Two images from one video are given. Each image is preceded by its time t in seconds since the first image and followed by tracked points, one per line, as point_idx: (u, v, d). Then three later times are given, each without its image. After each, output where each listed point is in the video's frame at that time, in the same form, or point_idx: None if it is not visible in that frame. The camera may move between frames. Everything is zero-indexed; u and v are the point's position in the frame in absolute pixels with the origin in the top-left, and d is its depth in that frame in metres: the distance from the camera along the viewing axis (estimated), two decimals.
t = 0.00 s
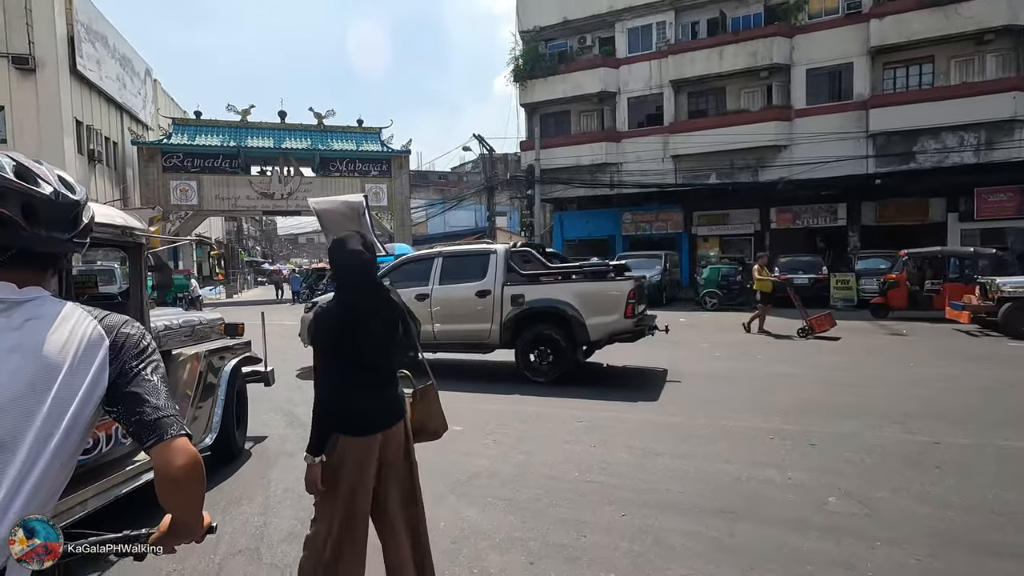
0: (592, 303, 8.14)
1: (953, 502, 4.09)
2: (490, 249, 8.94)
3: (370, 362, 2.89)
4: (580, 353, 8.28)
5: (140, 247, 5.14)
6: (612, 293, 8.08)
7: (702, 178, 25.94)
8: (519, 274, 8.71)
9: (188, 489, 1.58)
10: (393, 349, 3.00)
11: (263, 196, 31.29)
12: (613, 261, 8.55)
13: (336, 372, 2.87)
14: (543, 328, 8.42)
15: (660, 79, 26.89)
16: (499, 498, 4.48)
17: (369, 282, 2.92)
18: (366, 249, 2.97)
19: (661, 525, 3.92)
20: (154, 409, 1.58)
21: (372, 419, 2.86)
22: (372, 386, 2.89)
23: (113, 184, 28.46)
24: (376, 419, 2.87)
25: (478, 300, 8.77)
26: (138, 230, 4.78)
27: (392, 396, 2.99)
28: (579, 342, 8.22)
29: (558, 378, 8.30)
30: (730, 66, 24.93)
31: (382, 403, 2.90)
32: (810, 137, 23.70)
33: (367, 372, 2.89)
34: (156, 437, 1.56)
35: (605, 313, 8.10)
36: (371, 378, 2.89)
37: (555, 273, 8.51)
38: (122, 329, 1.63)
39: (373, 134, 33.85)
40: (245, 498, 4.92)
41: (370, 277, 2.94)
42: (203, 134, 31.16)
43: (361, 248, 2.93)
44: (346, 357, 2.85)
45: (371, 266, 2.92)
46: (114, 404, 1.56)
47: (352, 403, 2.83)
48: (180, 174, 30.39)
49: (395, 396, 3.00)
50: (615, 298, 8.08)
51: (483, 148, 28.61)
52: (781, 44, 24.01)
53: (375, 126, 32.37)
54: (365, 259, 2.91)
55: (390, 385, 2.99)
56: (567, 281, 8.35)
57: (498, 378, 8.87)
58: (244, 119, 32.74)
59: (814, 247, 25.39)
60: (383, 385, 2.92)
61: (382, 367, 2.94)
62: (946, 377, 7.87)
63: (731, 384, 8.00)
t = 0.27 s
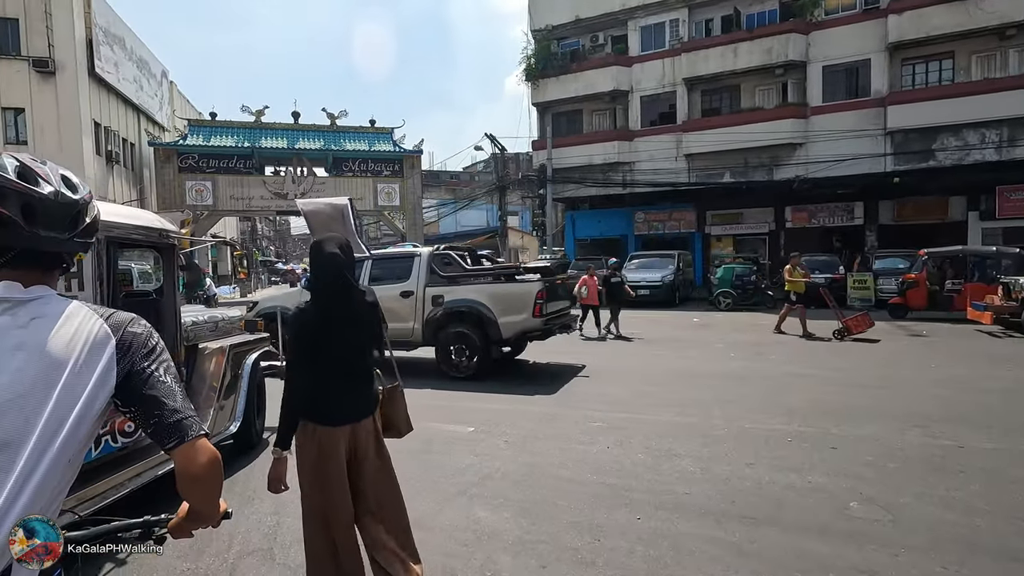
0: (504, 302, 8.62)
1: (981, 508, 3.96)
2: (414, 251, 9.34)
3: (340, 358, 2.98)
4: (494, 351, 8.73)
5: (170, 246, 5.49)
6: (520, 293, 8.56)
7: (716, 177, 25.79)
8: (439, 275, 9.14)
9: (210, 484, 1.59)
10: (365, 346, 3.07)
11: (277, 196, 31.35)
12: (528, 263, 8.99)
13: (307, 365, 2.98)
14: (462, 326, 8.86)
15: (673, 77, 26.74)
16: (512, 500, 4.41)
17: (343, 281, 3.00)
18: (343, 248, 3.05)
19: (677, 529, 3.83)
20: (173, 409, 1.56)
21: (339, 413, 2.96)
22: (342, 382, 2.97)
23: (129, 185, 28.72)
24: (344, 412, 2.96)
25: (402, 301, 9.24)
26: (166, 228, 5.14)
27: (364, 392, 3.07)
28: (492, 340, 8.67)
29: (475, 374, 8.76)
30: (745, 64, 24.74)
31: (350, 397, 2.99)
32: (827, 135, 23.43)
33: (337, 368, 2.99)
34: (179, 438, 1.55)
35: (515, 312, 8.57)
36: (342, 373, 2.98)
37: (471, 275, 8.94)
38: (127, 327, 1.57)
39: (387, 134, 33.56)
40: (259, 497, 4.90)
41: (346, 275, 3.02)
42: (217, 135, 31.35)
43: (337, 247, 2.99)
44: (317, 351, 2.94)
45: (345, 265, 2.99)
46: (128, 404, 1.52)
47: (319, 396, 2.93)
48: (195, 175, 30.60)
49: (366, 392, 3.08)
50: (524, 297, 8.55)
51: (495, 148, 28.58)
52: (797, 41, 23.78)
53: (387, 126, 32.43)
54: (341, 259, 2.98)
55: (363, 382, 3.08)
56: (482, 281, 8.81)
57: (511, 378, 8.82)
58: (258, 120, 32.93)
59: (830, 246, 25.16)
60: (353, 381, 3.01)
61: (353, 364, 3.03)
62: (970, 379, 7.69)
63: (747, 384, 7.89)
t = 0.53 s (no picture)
0: (423, 301, 9.01)
1: (1011, 516, 3.81)
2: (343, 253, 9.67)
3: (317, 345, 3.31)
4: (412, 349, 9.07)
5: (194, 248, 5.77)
6: (438, 293, 8.96)
7: (727, 176, 25.59)
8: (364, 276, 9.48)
9: (209, 485, 1.50)
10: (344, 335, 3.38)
11: (286, 196, 31.41)
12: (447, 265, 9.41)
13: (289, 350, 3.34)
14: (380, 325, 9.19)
15: (683, 76, 26.56)
16: (523, 505, 4.30)
17: (320, 278, 3.34)
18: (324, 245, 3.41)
19: (693, 537, 3.71)
20: (170, 410, 1.46)
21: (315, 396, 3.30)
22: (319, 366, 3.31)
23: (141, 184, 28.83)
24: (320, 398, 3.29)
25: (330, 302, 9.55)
26: (193, 232, 5.43)
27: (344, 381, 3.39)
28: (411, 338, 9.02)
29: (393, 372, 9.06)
30: (756, 62, 24.54)
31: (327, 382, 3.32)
32: (840, 133, 23.18)
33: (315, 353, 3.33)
34: (179, 439, 1.46)
35: (433, 311, 8.96)
36: (319, 359, 3.32)
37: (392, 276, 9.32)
38: (115, 322, 1.47)
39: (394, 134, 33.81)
40: (266, 499, 4.84)
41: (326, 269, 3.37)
42: (228, 136, 31.45)
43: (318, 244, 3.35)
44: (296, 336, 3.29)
45: (324, 260, 3.33)
46: (122, 403, 1.43)
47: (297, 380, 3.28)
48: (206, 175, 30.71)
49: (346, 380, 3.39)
50: (441, 297, 8.95)
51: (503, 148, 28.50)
52: (809, 38, 23.55)
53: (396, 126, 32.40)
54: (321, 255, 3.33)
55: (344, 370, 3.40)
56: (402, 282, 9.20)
57: (521, 378, 8.72)
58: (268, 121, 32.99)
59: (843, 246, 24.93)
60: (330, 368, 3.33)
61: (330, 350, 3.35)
62: (991, 381, 7.51)
63: (762, 386, 7.75)
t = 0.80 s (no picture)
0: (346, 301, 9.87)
1: None
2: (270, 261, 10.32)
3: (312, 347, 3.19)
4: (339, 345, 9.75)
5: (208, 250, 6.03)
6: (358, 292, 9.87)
7: (738, 174, 25.28)
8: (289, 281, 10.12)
9: (179, 526, 1.40)
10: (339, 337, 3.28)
11: (294, 196, 31.42)
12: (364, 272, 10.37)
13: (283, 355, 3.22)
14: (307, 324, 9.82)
15: (693, 74, 26.28)
16: (535, 517, 4.11)
17: (309, 283, 3.21)
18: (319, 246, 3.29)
19: (714, 554, 3.51)
20: (126, 448, 1.32)
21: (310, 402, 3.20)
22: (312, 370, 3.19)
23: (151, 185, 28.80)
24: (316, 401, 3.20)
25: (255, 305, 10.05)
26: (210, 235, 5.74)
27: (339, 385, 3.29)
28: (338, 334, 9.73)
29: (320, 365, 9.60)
30: (768, 59, 24.24)
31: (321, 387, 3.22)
32: (853, 131, 22.88)
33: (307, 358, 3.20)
34: (135, 484, 1.32)
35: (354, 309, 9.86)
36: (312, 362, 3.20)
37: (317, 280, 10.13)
38: (68, 336, 1.30)
39: (403, 133, 33.43)
40: (268, 507, 4.69)
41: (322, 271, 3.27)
42: (237, 136, 31.44)
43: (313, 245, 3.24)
44: (288, 339, 3.16)
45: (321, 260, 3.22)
46: (67, 435, 1.27)
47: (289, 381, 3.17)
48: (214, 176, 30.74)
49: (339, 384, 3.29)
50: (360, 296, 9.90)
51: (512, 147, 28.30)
52: (822, 35, 23.23)
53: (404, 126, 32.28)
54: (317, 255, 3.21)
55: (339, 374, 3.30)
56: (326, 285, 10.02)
57: (531, 381, 8.52)
58: (276, 121, 32.89)
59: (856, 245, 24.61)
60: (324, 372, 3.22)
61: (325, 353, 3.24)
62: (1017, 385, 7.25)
63: (779, 390, 7.52)
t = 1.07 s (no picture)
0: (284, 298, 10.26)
1: None
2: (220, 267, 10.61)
3: (304, 346, 3.25)
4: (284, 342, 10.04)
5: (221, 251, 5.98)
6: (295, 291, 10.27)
7: (748, 173, 25.00)
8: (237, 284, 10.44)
9: None
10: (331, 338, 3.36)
11: (301, 196, 31.37)
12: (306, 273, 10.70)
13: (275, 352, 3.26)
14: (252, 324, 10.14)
15: (702, 71, 26.01)
16: (545, 531, 3.90)
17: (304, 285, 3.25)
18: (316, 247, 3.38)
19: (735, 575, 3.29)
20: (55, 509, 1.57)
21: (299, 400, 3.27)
22: (303, 369, 3.25)
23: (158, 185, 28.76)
24: (305, 399, 3.27)
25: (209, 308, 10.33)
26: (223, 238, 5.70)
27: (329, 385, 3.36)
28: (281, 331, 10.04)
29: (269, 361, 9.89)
30: (778, 56, 23.96)
31: (311, 386, 3.29)
32: (865, 129, 22.59)
33: (300, 357, 3.26)
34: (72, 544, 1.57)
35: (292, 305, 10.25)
36: (304, 362, 3.25)
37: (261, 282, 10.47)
38: None
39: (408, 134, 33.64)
40: (266, 520, 4.49)
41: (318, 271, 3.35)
42: (244, 136, 31.36)
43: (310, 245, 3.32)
44: (283, 338, 3.19)
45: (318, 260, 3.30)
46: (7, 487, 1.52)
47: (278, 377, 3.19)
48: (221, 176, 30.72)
49: (328, 384, 3.35)
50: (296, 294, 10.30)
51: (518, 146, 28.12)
52: (834, 31, 22.92)
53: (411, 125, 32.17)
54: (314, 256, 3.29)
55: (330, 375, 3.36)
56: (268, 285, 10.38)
57: (539, 384, 8.32)
58: (284, 122, 32.81)
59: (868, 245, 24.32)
60: (315, 372, 3.29)
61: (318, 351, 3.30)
62: None
63: (796, 394, 7.27)
